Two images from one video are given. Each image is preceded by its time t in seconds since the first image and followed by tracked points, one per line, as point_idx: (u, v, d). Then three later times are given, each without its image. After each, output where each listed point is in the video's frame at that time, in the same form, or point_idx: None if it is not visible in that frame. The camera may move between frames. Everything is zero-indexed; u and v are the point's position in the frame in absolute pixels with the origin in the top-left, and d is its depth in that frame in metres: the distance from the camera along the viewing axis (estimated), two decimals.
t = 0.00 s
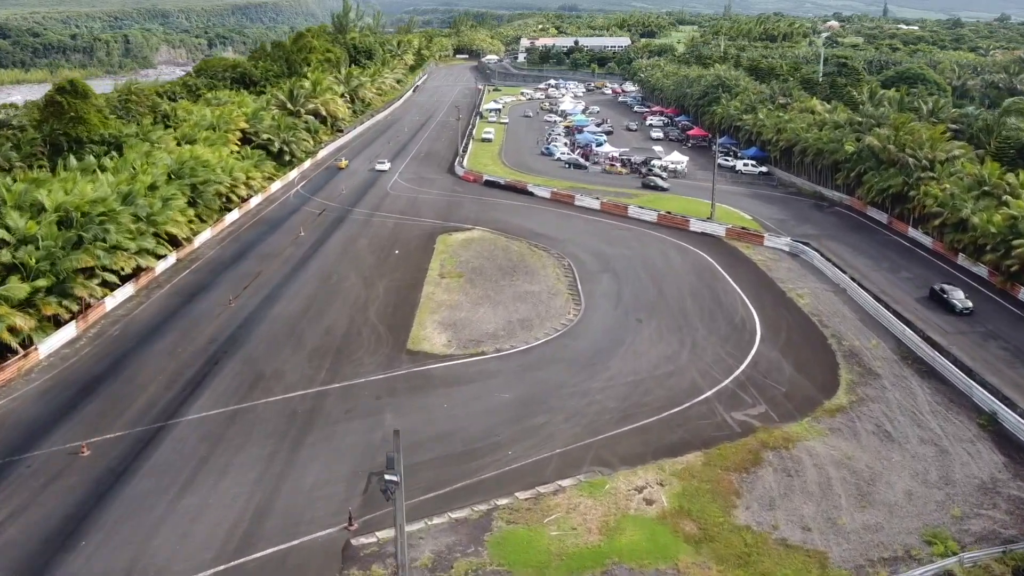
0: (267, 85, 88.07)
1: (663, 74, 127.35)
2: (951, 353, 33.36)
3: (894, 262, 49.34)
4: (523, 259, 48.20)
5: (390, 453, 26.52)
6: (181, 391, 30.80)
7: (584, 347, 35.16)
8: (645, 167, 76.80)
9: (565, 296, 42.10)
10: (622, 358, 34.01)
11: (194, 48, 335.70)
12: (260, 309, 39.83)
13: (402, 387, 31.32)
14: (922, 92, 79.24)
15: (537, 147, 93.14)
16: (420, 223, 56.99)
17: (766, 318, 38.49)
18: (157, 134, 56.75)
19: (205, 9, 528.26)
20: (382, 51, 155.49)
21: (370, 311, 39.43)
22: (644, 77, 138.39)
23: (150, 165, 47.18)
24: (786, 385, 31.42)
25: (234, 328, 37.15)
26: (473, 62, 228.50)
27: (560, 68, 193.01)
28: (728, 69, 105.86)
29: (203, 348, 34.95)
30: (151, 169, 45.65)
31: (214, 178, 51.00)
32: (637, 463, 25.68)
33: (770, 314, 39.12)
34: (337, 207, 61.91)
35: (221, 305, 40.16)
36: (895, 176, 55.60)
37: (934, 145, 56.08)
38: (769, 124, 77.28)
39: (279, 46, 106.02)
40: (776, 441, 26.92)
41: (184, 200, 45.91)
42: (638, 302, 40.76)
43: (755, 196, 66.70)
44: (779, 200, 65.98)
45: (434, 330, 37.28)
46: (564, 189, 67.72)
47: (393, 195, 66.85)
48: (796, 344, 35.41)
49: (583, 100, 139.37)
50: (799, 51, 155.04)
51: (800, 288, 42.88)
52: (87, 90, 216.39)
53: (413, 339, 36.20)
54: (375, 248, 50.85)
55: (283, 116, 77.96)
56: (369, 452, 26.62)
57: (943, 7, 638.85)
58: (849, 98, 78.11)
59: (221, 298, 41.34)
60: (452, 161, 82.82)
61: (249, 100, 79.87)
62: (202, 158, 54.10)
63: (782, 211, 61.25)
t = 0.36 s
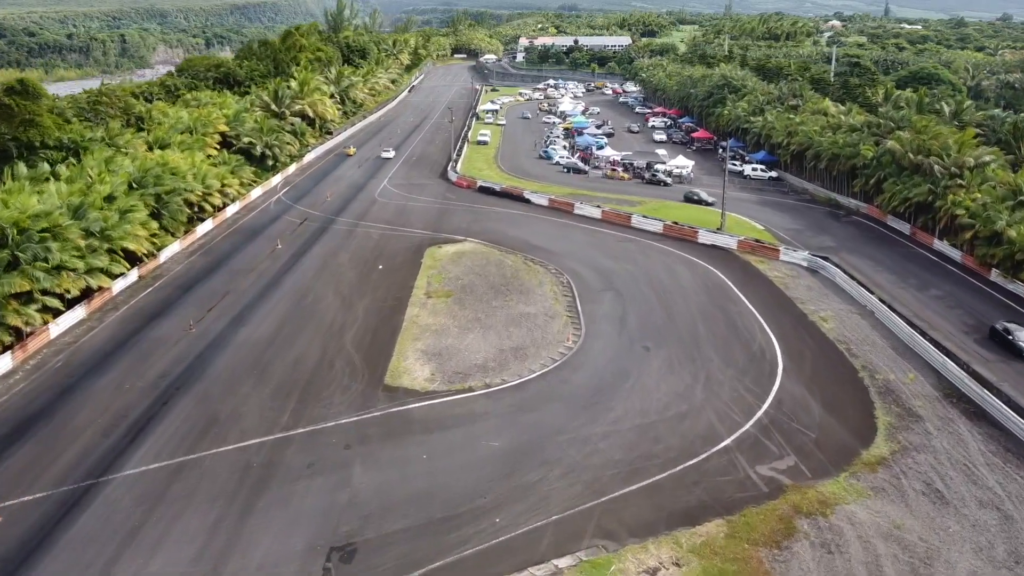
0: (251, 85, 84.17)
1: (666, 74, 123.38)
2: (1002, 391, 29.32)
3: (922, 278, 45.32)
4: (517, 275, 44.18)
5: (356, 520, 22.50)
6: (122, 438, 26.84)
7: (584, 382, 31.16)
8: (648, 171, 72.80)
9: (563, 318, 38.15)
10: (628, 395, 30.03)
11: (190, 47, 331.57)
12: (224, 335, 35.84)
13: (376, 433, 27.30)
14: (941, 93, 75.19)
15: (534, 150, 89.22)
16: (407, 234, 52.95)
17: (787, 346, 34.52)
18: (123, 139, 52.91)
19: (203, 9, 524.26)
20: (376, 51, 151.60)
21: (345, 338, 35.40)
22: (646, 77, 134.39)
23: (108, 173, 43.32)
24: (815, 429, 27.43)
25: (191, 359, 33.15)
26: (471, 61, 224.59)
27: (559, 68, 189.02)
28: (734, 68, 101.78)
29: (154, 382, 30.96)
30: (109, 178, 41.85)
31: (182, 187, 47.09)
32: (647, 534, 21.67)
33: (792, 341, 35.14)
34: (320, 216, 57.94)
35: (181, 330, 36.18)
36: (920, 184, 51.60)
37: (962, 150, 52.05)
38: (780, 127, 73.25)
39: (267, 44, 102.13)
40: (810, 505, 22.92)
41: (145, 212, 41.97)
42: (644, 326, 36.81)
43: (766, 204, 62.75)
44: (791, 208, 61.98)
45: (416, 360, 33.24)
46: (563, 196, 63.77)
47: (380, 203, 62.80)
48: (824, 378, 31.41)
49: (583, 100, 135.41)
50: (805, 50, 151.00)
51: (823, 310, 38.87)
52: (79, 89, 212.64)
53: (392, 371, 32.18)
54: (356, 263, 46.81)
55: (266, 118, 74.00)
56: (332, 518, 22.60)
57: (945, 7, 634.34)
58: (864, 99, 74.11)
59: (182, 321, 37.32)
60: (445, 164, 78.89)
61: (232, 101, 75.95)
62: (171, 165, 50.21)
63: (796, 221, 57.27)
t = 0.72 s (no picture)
0: (236, 84, 79.96)
1: (670, 73, 119.13)
2: None
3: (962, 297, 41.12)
4: (516, 295, 39.90)
5: None
6: (44, 504, 22.65)
7: (593, 428, 26.98)
8: (655, 177, 68.66)
9: (566, 346, 33.95)
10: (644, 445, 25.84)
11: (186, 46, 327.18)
12: (183, 367, 31.63)
13: (349, 496, 23.13)
14: (965, 93, 70.99)
15: (535, 153, 85.06)
16: (397, 247, 48.74)
17: (823, 383, 30.37)
18: (86, 144, 48.80)
19: (200, 8, 519.95)
20: (372, 49, 147.42)
21: (320, 371, 31.18)
22: (649, 77, 130.14)
23: (60, 183, 39.20)
24: (867, 494, 23.31)
25: (140, 398, 28.93)
26: (469, 61, 220.31)
27: (559, 67, 184.74)
28: (743, 66, 97.54)
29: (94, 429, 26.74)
30: (61, 189, 37.71)
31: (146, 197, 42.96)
32: None
33: (827, 376, 30.99)
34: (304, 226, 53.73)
35: (135, 361, 31.95)
36: (954, 192, 47.38)
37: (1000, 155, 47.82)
38: (794, 129, 69.01)
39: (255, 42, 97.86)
40: None
41: (100, 226, 37.82)
42: (659, 357, 32.63)
43: (783, 213, 58.61)
44: (810, 218, 57.75)
45: (398, 399, 28.98)
46: (566, 204, 59.58)
47: (369, 211, 58.58)
48: (869, 425, 27.31)
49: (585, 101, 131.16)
50: (812, 49, 146.71)
51: (858, 337, 34.66)
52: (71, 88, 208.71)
53: (371, 413, 27.91)
54: (339, 280, 42.58)
55: (250, 120, 69.78)
56: None
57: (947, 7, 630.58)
58: (884, 99, 69.90)
59: (137, 350, 33.11)
60: (441, 169, 74.71)
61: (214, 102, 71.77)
62: (137, 172, 46.05)
63: (817, 232, 53.12)
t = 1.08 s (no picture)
0: (220, 84, 75.85)
1: (677, 72, 114.95)
2: None
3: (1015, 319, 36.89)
4: (516, 319, 35.61)
5: None
6: None
7: (608, 490, 22.77)
8: (665, 182, 64.42)
9: (573, 381, 29.75)
10: (671, 514, 21.64)
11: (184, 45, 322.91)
12: (133, 409, 27.45)
13: None
14: (994, 93, 66.75)
15: (537, 156, 80.86)
16: (387, 262, 44.57)
17: (874, 432, 26.16)
18: (45, 151, 44.84)
19: (199, 7, 515.84)
20: (368, 47, 142.90)
21: (291, 416, 27.00)
22: (655, 76, 125.88)
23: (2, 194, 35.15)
24: None
25: (77, 450, 24.74)
26: (469, 60, 216.28)
27: (560, 67, 180.53)
28: (755, 65, 93.33)
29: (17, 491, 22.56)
30: (2, 201, 33.66)
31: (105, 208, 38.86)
32: None
33: (877, 422, 26.82)
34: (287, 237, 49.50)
35: (78, 402, 27.75)
36: (998, 201, 43.16)
37: None
38: (814, 131, 64.74)
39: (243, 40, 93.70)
40: None
41: (46, 243, 33.73)
42: (681, 396, 28.43)
43: (805, 222, 54.42)
44: (834, 228, 53.51)
45: (380, 451, 24.80)
46: (571, 213, 55.40)
47: (358, 220, 54.38)
48: (936, 488, 23.11)
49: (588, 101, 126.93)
50: (822, 47, 142.33)
51: (907, 371, 30.44)
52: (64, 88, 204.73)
53: (347, 470, 23.71)
54: (320, 301, 38.40)
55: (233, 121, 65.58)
56: None
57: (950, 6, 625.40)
58: (908, 99, 65.66)
59: (83, 387, 28.95)
60: (437, 173, 70.52)
61: (195, 103, 67.55)
62: (98, 180, 41.97)
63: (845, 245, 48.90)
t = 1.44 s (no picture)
0: (201, 83, 71.54)
1: (684, 72, 110.47)
2: None
3: None
4: (516, 352, 31.17)
5: None
6: None
7: None
8: (675, 190, 60.00)
9: (582, 432, 25.38)
10: None
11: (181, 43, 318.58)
12: (60, 472, 23.17)
13: None
14: None
15: (538, 160, 76.61)
16: (372, 281, 40.21)
17: (943, 501, 21.81)
18: None
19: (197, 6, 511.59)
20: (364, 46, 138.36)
21: (246, 479, 22.67)
22: (660, 75, 121.41)
23: None
24: None
25: None
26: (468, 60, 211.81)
27: (562, 66, 176.04)
28: (767, 63, 88.86)
29: None
30: None
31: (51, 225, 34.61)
32: None
33: (945, 488, 22.44)
34: (265, 252, 45.18)
35: None
36: None
37: None
38: (836, 134, 60.32)
39: (231, 37, 89.36)
40: None
41: None
42: (709, 453, 24.09)
43: (830, 235, 50.09)
44: (863, 240, 49.07)
45: (349, 530, 20.44)
46: (576, 224, 51.04)
47: (344, 232, 49.99)
48: None
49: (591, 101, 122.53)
50: (832, 46, 137.67)
51: (973, 420, 26.04)
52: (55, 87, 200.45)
53: (307, 558, 19.35)
54: (294, 328, 34.02)
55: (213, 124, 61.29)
56: None
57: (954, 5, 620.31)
58: (937, 99, 61.24)
59: (7, 441, 24.68)
60: (432, 178, 66.21)
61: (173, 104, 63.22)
62: (47, 193, 37.75)
63: (877, 261, 44.55)
